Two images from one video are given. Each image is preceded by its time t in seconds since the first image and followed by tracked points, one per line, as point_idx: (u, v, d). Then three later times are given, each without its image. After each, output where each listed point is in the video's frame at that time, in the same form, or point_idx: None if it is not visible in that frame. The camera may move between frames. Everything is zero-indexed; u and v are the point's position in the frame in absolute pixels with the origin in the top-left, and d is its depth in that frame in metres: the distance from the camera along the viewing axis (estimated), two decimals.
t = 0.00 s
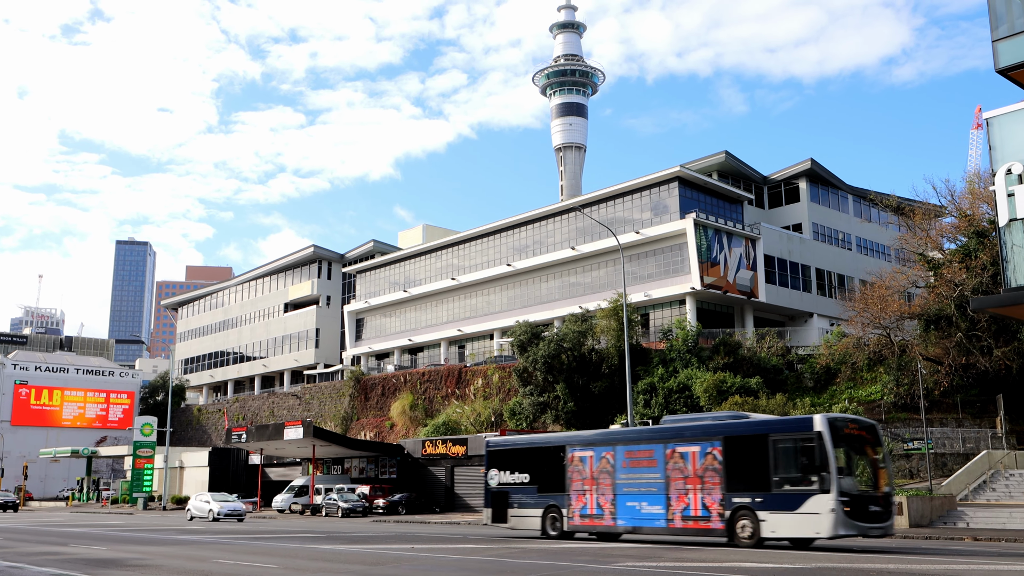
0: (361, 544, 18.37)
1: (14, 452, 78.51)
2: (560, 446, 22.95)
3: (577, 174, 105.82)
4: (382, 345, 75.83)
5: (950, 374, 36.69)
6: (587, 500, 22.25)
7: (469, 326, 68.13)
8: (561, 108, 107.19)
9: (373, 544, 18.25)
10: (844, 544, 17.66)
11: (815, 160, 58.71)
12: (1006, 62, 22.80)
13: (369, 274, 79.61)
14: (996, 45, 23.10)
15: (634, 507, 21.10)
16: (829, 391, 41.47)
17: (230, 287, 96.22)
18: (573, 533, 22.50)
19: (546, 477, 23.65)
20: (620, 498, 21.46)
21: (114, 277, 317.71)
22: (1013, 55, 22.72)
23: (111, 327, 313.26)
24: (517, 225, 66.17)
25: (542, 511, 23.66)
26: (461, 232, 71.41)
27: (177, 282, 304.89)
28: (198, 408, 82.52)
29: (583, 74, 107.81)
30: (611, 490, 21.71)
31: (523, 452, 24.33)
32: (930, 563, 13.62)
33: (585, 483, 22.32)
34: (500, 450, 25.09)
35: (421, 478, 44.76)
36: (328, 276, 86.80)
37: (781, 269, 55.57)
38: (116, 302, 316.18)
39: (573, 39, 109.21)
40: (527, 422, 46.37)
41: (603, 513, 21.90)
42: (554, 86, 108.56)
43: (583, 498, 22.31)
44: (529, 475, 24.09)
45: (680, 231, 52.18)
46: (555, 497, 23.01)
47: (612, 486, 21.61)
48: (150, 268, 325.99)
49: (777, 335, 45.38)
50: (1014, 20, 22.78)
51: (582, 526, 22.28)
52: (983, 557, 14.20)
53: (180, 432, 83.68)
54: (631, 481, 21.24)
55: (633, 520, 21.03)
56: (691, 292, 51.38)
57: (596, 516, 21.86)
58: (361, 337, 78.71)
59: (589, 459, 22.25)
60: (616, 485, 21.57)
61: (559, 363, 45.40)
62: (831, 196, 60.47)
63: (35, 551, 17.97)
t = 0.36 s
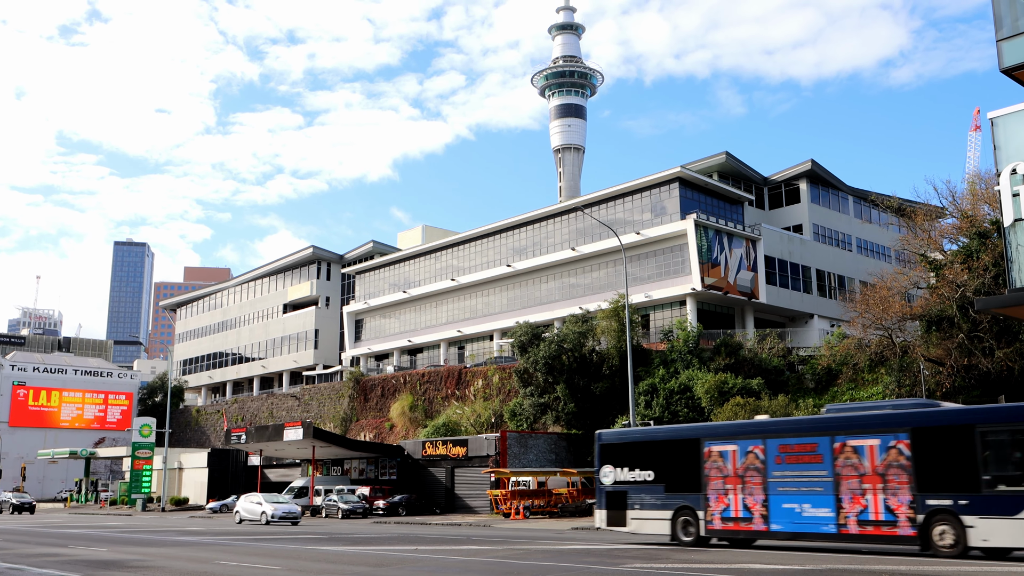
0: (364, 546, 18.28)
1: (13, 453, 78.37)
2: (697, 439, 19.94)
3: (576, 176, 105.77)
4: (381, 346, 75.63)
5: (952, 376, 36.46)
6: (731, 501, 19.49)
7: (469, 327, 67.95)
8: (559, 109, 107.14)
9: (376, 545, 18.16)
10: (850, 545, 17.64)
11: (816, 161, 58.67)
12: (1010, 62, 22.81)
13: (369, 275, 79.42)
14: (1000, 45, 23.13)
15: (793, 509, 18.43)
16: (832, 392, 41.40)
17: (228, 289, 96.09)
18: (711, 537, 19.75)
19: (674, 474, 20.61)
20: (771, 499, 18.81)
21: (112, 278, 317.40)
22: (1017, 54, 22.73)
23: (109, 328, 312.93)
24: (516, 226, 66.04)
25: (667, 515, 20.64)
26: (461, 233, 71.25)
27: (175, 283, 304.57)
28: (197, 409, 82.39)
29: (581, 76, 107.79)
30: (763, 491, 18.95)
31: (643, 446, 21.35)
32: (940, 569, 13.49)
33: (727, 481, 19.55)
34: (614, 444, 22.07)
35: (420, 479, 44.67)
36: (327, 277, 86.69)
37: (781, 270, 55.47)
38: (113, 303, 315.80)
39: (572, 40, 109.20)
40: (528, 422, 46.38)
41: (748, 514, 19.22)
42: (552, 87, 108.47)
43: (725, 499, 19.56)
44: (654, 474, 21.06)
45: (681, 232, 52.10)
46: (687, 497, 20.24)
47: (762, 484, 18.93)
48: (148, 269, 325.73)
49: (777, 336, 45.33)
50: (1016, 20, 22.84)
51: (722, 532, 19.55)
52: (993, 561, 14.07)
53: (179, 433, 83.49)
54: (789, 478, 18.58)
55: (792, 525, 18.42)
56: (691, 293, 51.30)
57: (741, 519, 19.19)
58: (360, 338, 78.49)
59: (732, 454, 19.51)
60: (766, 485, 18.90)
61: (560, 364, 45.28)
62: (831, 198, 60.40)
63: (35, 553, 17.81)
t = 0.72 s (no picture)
0: (366, 548, 18.19)
1: (10, 454, 78.20)
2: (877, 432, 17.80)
3: (574, 177, 105.62)
4: (380, 348, 75.43)
5: (954, 377, 36.33)
6: (923, 505, 17.24)
7: (468, 328, 67.76)
8: (558, 110, 107.02)
9: (378, 547, 18.09)
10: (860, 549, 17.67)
11: (816, 162, 58.64)
12: (1015, 61, 22.83)
13: (367, 276, 79.20)
14: (1004, 44, 23.16)
15: (1009, 514, 16.01)
16: (833, 394, 41.32)
17: (227, 289, 95.85)
18: (902, 545, 17.44)
19: (841, 473, 18.49)
20: (977, 502, 16.44)
21: (109, 279, 316.88)
22: (1022, 54, 22.78)
23: (106, 329, 312.35)
24: (516, 227, 65.85)
25: (836, 521, 18.49)
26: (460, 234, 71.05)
27: (172, 284, 303.87)
28: (195, 410, 82.20)
29: (580, 77, 107.70)
30: (966, 493, 16.65)
31: (799, 441, 19.21)
32: (951, 572, 13.39)
33: (917, 482, 17.30)
34: (758, 439, 19.92)
35: (420, 480, 44.54)
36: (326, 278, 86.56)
37: (781, 272, 55.40)
38: (110, 304, 315.19)
39: (570, 41, 109.14)
40: (528, 424, 46.28)
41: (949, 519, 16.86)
42: (551, 88, 108.36)
43: (916, 502, 17.31)
44: (815, 472, 18.88)
45: (681, 233, 52.01)
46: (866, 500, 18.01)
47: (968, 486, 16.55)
48: (145, 270, 325.22)
49: (778, 337, 45.26)
50: (1015, 21, 23.00)
51: (913, 542, 17.28)
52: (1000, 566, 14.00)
53: (176, 435, 83.27)
54: (1001, 478, 16.17)
55: (1009, 534, 16.02)
56: (691, 294, 51.21)
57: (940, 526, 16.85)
58: (359, 339, 78.25)
59: (923, 449, 17.23)
60: (972, 488, 16.52)
61: (560, 365, 45.12)
62: (831, 199, 60.32)
63: (34, 554, 17.66)
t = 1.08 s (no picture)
0: (369, 549, 18.07)
1: (7, 455, 77.96)
2: None
3: (572, 178, 105.53)
4: (379, 349, 75.22)
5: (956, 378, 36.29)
6: None
7: (467, 329, 67.56)
8: (556, 111, 107.00)
9: (381, 549, 17.96)
10: (867, 550, 17.65)
11: (816, 163, 58.62)
12: (1018, 62, 22.95)
13: (366, 277, 78.97)
14: (1008, 44, 23.26)
15: None
16: (834, 395, 41.21)
17: (225, 290, 95.63)
18: None
19: None
20: None
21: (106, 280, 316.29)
22: None
23: (103, 330, 311.62)
24: (515, 228, 65.70)
25: None
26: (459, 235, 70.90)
27: (169, 285, 303.23)
28: (193, 411, 81.97)
29: (578, 78, 107.68)
30: None
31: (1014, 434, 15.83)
32: (964, 571, 13.26)
33: None
34: (956, 431, 16.57)
35: (419, 481, 44.40)
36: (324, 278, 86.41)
37: (781, 273, 55.34)
38: (107, 305, 314.43)
39: (568, 43, 109.15)
40: (528, 425, 46.14)
41: None
42: (549, 89, 108.30)
43: None
44: None
45: (682, 234, 51.94)
46: None
47: None
48: (142, 271, 324.68)
49: (778, 338, 45.15)
50: (1012, 25, 23.25)
51: None
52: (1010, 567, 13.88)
53: (174, 436, 83.05)
54: None
55: None
56: (691, 295, 51.13)
57: None
58: (358, 340, 78.02)
59: None
60: None
61: (560, 366, 45.01)
62: (830, 200, 60.28)
63: (34, 555, 17.52)
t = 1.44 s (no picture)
0: (372, 551, 17.93)
1: (4, 456, 77.69)
2: None
3: (570, 179, 105.40)
4: (377, 349, 75.06)
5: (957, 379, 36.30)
6: None
7: (467, 329, 67.43)
8: (553, 112, 106.91)
9: (385, 551, 17.84)
10: (873, 552, 17.51)
11: (816, 164, 58.58)
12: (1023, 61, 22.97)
13: (364, 277, 78.76)
14: (1012, 43, 23.28)
15: None
16: (834, 395, 41.06)
17: (223, 291, 95.44)
18: None
19: None
20: None
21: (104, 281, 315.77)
22: None
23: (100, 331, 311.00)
24: (514, 228, 65.54)
25: None
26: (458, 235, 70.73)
27: (167, 286, 302.71)
28: (191, 412, 81.78)
29: (576, 79, 107.59)
30: None
31: None
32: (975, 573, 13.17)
33: None
34: None
35: (419, 482, 44.30)
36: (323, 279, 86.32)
37: (782, 273, 55.29)
38: (104, 306, 313.83)
39: (566, 44, 109.08)
40: (528, 426, 46.06)
41: None
42: (547, 91, 108.21)
43: None
44: None
45: (682, 234, 51.87)
46: None
47: None
48: (139, 272, 324.16)
49: (779, 339, 45.08)
50: (1015, 24, 23.25)
51: None
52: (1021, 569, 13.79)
53: (172, 437, 82.85)
54: None
55: None
56: (692, 296, 51.06)
57: None
58: (356, 340, 77.84)
59: None
60: None
61: (560, 366, 44.90)
62: (830, 200, 60.23)
63: (33, 557, 17.37)
